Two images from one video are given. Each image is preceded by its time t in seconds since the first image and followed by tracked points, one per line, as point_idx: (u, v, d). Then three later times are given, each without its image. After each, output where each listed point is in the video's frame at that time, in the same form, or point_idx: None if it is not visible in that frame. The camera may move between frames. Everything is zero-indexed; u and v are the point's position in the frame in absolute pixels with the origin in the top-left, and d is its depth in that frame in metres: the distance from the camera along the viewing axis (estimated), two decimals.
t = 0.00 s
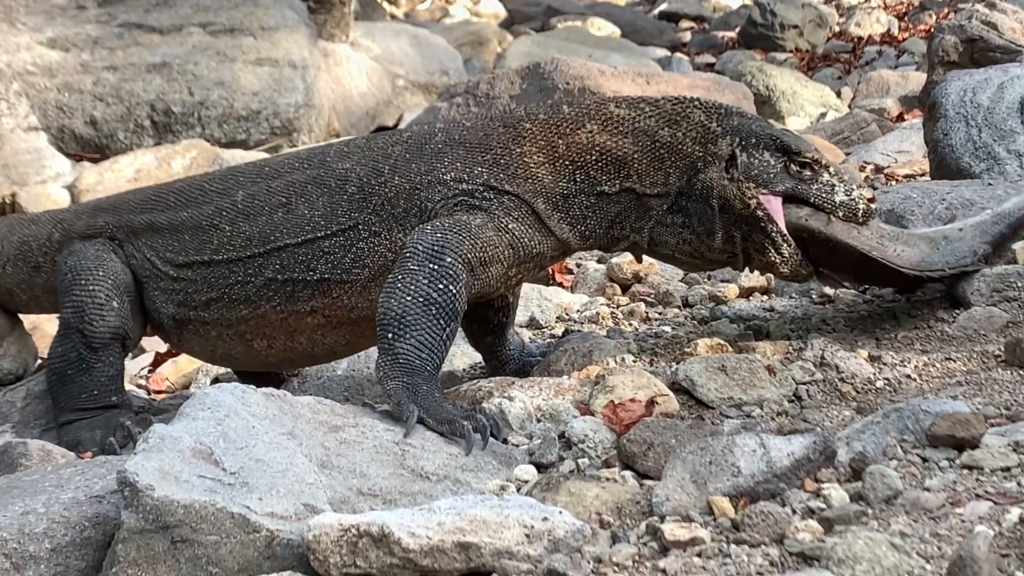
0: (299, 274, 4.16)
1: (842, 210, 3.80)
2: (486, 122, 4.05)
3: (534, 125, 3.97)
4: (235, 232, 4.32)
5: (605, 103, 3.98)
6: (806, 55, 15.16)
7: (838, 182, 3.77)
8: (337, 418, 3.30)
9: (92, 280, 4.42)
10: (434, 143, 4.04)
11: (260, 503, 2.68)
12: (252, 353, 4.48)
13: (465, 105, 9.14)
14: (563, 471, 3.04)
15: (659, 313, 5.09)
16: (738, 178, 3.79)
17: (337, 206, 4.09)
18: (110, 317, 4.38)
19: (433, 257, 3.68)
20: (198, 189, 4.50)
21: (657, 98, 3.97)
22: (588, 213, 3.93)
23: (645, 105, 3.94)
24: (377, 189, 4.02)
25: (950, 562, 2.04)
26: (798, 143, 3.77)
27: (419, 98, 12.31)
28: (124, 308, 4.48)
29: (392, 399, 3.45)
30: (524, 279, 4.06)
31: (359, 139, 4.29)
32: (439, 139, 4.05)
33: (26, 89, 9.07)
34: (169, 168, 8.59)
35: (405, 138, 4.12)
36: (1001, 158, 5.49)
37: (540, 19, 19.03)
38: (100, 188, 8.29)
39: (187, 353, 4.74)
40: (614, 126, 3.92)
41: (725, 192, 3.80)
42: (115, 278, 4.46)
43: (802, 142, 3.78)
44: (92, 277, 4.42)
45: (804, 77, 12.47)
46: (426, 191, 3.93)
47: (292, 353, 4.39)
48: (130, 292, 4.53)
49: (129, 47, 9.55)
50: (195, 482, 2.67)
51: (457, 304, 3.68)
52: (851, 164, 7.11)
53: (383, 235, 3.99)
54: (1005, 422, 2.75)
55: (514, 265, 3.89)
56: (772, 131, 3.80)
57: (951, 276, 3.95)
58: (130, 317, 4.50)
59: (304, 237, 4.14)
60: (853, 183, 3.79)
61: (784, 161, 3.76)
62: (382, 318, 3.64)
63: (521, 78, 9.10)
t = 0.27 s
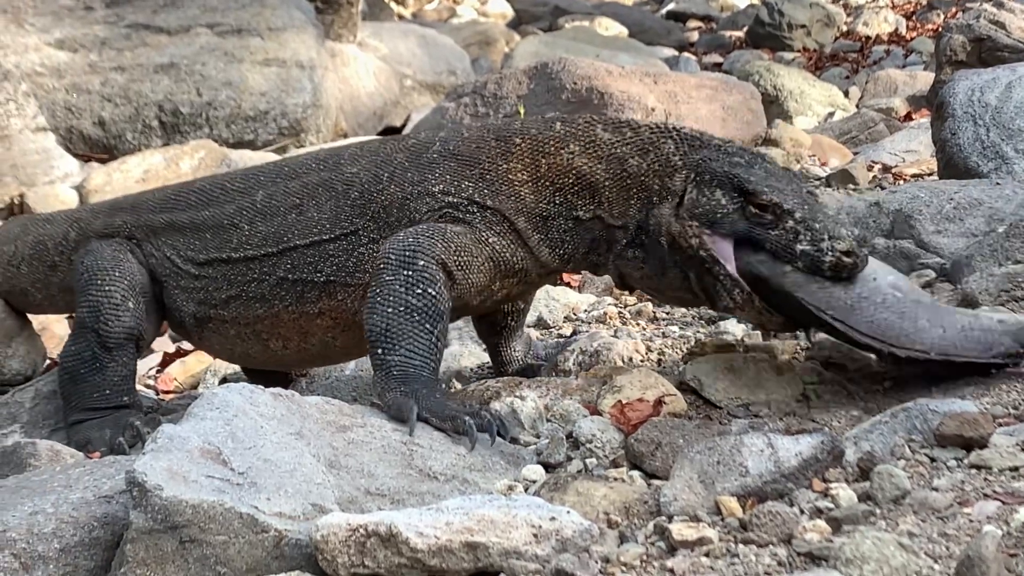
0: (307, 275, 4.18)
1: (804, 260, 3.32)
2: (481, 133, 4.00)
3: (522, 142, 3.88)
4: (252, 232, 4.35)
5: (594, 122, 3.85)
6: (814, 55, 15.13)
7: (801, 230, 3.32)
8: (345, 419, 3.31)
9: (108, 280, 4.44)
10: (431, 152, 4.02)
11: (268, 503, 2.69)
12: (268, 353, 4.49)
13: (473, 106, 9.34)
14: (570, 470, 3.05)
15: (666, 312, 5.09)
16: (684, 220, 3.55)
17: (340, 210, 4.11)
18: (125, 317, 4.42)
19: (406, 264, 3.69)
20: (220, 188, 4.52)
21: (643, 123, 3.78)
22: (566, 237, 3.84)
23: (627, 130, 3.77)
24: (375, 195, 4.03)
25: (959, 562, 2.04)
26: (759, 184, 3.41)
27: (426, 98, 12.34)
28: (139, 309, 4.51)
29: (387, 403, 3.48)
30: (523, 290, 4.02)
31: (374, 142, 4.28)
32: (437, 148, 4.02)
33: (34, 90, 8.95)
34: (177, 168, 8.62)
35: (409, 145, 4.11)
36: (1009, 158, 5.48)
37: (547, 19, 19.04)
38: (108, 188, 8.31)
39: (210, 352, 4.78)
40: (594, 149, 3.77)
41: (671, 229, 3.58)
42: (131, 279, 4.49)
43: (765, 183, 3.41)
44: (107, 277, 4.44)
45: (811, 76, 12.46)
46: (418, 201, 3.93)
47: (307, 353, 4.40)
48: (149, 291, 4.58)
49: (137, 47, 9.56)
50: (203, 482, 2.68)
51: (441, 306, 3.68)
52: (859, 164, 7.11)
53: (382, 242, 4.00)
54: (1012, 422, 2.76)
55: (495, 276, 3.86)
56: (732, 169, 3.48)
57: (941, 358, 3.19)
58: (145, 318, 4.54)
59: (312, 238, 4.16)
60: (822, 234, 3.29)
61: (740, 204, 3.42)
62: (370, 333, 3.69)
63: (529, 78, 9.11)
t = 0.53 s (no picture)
0: (300, 265, 4.18)
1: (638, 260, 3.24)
2: (458, 124, 4.01)
3: (488, 133, 3.91)
4: (251, 224, 4.38)
5: (549, 115, 3.90)
6: (819, 53, 15.11)
7: (649, 228, 3.25)
8: (350, 418, 3.31)
9: (109, 278, 4.47)
10: (415, 143, 4.04)
11: (273, 502, 2.70)
12: (266, 346, 4.48)
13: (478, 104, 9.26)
14: (575, 469, 3.05)
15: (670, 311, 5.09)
16: (571, 208, 3.59)
17: (331, 202, 4.13)
18: (126, 314, 4.44)
19: (383, 267, 3.67)
20: (223, 182, 4.57)
21: (587, 114, 3.84)
22: (520, 229, 3.79)
23: (571, 120, 3.84)
24: (363, 187, 4.05)
25: (964, 561, 2.04)
26: (629, 179, 3.39)
27: (430, 97, 12.34)
28: (141, 306, 4.54)
29: (389, 403, 3.48)
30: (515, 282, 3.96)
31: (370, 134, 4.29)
32: (421, 139, 4.04)
33: (39, 88, 9.01)
34: (182, 168, 8.64)
35: (397, 138, 4.13)
36: (1015, 156, 5.50)
37: (552, 18, 19.04)
38: (113, 187, 8.33)
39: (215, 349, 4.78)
40: (544, 139, 3.82)
41: (563, 211, 3.64)
42: (132, 277, 4.51)
43: (636, 178, 3.40)
44: (109, 274, 4.48)
45: (816, 75, 12.44)
46: (400, 194, 3.93)
47: (303, 345, 4.36)
48: (152, 286, 4.62)
49: (142, 46, 9.57)
50: (208, 481, 2.69)
51: (425, 304, 3.65)
52: (864, 163, 7.10)
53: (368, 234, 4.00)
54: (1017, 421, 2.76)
55: (474, 269, 3.80)
56: (620, 160, 3.51)
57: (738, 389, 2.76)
58: (147, 316, 4.56)
59: (306, 229, 4.17)
60: (662, 236, 3.20)
61: (612, 194, 3.43)
62: (362, 345, 3.68)
63: (534, 77, 9.11)
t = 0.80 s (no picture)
0: (298, 256, 4.19)
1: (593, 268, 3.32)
2: (449, 118, 4.02)
3: (475, 129, 3.94)
4: (248, 216, 4.38)
5: (533, 113, 3.92)
6: (820, 52, 15.09)
7: (606, 237, 3.32)
8: (351, 416, 3.31)
9: (105, 275, 4.49)
10: (408, 136, 4.04)
11: (274, 500, 2.70)
12: (261, 338, 4.49)
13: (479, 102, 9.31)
14: (576, 467, 3.05)
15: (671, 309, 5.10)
16: (535, 210, 3.66)
17: (326, 195, 4.13)
18: (123, 311, 4.45)
19: (376, 266, 3.67)
20: (223, 176, 4.57)
21: (565, 113, 3.88)
22: (500, 223, 3.80)
23: (549, 120, 3.87)
24: (358, 180, 4.05)
25: (965, 560, 2.04)
26: (592, 189, 3.46)
27: (432, 95, 12.34)
28: (139, 303, 4.55)
29: (390, 401, 3.48)
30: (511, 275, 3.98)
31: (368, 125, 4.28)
32: (415, 133, 4.04)
33: (40, 87, 9.02)
34: (183, 166, 8.64)
35: (392, 131, 4.13)
36: (1016, 155, 5.49)
37: (553, 16, 19.03)
38: (114, 185, 8.34)
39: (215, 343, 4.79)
40: (525, 138, 3.84)
41: (529, 214, 3.69)
42: (130, 273, 4.53)
43: (597, 186, 3.47)
44: (107, 271, 4.49)
45: (817, 74, 12.43)
46: (393, 188, 3.93)
47: (298, 338, 4.39)
48: (152, 281, 4.62)
49: (144, 45, 9.57)
50: (209, 479, 2.69)
51: (419, 305, 3.67)
52: (865, 161, 7.09)
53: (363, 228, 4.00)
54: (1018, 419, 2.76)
55: (466, 264, 3.82)
56: (586, 166, 3.58)
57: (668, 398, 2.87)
58: (145, 312, 4.57)
59: (302, 222, 4.18)
60: (616, 246, 3.28)
61: (574, 201, 3.50)
62: (359, 347, 3.69)
63: (535, 76, 9.11)
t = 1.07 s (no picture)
0: (294, 255, 4.19)
1: (691, 277, 3.23)
2: (468, 116, 4.02)
3: (503, 127, 3.90)
4: (239, 214, 4.38)
5: (570, 116, 3.89)
6: (818, 51, 15.10)
7: (702, 246, 3.23)
8: (348, 415, 3.31)
9: (96, 274, 4.46)
10: (420, 133, 4.03)
11: (271, 499, 2.69)
12: (257, 335, 4.53)
13: (477, 101, 9.30)
14: (574, 467, 3.05)
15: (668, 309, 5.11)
16: (608, 216, 3.57)
17: (327, 192, 4.12)
18: (115, 309, 4.42)
19: (399, 259, 3.64)
20: (213, 174, 4.57)
21: (610, 120, 3.84)
22: (537, 227, 3.83)
23: (595, 125, 3.82)
24: (364, 176, 4.04)
25: (962, 559, 2.04)
26: (678, 196, 3.36)
27: (429, 94, 12.34)
28: (131, 300, 4.52)
29: (389, 399, 3.48)
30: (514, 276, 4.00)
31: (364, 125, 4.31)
32: (423, 130, 4.04)
33: (37, 85, 9.07)
34: (180, 165, 8.63)
35: (398, 128, 4.13)
36: (1013, 154, 5.47)
37: (551, 15, 19.03)
38: (111, 184, 8.33)
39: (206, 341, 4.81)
40: (563, 140, 3.81)
41: (597, 221, 3.60)
42: (120, 272, 4.49)
43: (684, 195, 3.37)
44: (97, 270, 4.46)
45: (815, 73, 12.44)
46: (401, 184, 3.92)
47: (292, 335, 4.43)
48: (145, 279, 4.61)
49: (141, 44, 9.57)
50: (206, 478, 2.68)
51: (435, 301, 3.64)
52: (862, 160, 7.10)
53: (368, 223, 3.99)
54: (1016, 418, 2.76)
55: (483, 262, 3.82)
56: (664, 175, 3.48)
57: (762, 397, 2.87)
58: (138, 310, 4.55)
59: (299, 220, 4.17)
60: (718, 256, 3.19)
61: (658, 210, 3.39)
62: (366, 333, 3.65)
63: (533, 74, 9.10)
